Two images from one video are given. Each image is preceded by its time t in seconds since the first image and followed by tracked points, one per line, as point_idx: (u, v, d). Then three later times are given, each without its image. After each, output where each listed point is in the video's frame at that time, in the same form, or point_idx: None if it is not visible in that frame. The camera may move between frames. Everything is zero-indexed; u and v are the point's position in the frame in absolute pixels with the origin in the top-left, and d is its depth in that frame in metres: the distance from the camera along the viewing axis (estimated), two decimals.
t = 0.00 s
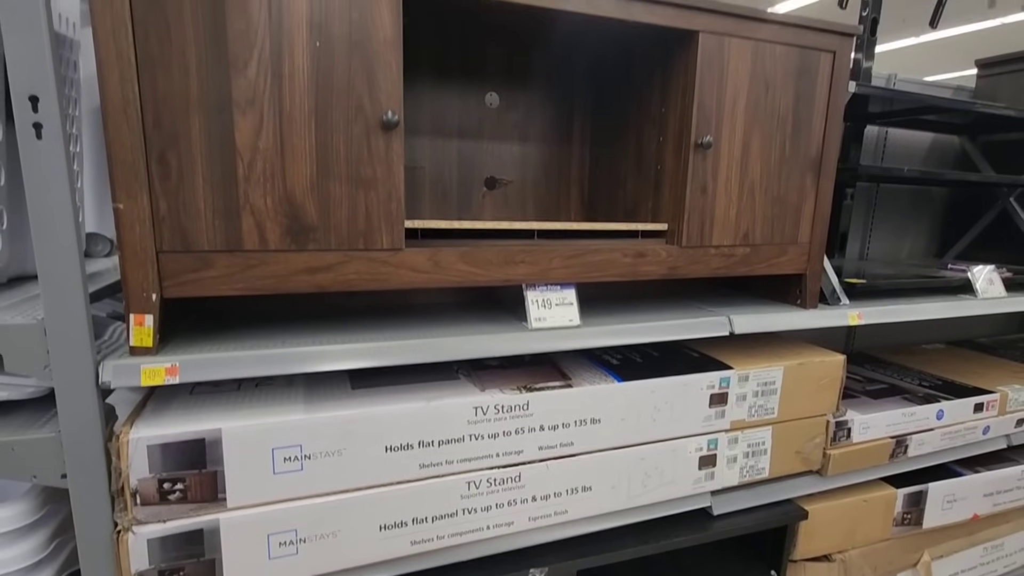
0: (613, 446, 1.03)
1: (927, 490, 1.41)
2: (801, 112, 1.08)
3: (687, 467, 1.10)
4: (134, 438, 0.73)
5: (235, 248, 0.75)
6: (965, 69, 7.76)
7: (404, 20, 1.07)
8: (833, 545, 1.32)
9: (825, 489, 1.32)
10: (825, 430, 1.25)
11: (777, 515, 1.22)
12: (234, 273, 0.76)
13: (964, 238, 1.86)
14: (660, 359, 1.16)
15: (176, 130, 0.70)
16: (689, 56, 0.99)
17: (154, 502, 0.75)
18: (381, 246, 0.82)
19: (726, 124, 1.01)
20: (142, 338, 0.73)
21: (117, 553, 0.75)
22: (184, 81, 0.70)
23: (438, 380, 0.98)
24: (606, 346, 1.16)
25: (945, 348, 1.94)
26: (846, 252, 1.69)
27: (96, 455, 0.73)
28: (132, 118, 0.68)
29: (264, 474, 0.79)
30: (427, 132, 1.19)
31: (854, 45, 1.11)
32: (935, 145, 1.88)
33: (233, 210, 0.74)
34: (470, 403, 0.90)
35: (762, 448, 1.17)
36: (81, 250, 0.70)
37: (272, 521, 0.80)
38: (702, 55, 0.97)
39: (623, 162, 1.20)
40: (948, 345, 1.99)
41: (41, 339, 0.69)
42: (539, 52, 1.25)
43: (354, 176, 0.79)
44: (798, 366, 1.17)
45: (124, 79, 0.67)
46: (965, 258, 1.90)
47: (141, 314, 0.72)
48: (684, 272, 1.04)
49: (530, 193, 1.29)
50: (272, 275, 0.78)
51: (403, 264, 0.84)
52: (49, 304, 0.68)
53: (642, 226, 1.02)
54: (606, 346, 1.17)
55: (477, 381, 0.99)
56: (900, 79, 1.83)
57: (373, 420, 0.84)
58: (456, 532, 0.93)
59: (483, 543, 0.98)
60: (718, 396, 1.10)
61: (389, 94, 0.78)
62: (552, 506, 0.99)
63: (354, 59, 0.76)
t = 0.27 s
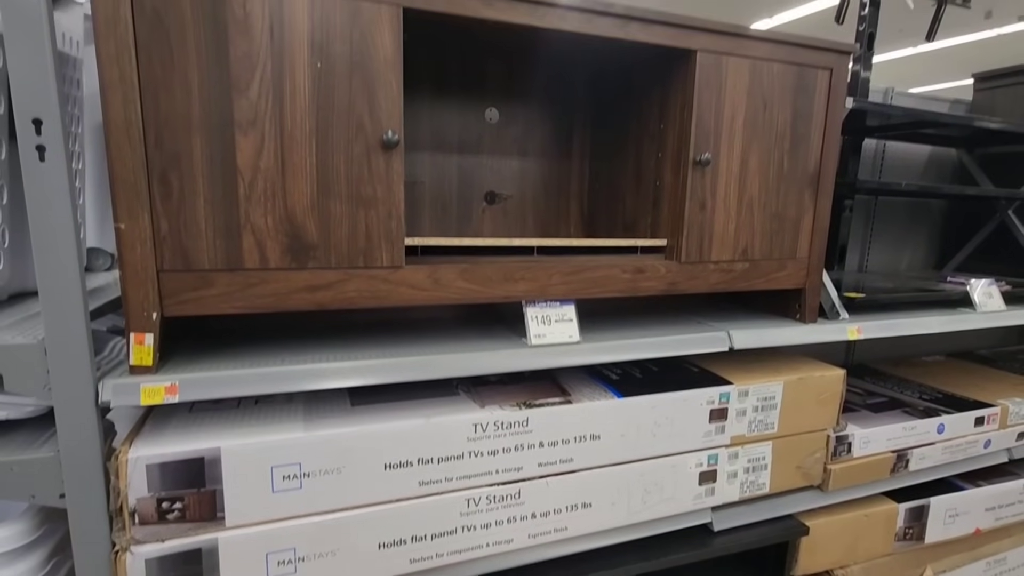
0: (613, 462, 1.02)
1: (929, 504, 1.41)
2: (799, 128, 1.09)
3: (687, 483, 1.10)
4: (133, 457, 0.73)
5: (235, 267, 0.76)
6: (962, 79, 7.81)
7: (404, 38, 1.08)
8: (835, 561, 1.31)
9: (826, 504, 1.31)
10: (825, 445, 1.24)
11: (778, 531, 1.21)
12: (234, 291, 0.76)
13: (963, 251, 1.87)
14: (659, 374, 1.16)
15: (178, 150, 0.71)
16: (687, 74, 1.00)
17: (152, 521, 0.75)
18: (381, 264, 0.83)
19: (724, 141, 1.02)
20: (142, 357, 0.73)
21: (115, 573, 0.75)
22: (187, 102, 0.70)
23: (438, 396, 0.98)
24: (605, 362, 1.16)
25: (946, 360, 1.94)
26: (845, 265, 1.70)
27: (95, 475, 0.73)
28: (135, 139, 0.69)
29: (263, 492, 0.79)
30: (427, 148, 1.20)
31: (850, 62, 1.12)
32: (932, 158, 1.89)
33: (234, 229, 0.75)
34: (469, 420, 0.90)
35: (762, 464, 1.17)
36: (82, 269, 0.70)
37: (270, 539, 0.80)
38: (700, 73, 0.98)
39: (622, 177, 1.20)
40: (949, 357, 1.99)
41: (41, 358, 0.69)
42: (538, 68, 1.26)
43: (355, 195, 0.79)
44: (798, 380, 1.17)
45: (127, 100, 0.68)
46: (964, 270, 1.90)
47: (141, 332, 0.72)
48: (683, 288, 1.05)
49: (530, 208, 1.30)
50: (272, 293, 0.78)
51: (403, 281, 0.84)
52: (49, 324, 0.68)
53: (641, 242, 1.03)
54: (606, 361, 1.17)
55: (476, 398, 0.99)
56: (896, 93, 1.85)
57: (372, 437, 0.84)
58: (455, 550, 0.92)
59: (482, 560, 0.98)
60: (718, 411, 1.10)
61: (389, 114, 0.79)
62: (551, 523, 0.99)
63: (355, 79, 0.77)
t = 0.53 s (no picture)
0: (613, 479, 1.02)
1: (931, 519, 1.40)
2: (797, 145, 1.10)
3: (687, 499, 1.09)
4: (131, 477, 0.73)
5: (235, 286, 0.76)
6: (959, 89, 7.85)
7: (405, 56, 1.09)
8: None
9: (828, 519, 1.31)
10: (826, 460, 1.24)
11: (780, 547, 1.20)
12: (234, 310, 0.76)
13: (962, 263, 1.87)
14: (659, 390, 1.16)
15: (179, 171, 0.71)
16: (685, 91, 1.00)
17: (150, 541, 0.75)
18: (381, 282, 0.83)
19: (723, 157, 1.02)
20: (141, 376, 0.73)
21: None
22: (188, 123, 0.71)
23: (438, 413, 0.97)
24: (605, 377, 1.16)
25: (947, 372, 1.94)
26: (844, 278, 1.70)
27: (93, 495, 0.73)
28: (137, 160, 0.69)
29: (261, 511, 0.78)
30: (427, 163, 1.20)
31: (848, 79, 1.13)
32: (931, 171, 1.90)
33: (234, 248, 0.75)
34: (469, 437, 0.90)
35: (763, 479, 1.16)
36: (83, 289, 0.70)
37: (269, 559, 0.79)
38: (699, 91, 0.99)
39: (622, 192, 1.21)
40: (949, 369, 1.99)
41: (41, 378, 0.69)
42: (538, 84, 1.26)
43: (355, 214, 0.80)
44: (799, 396, 1.17)
45: (129, 122, 0.68)
46: (964, 283, 1.90)
47: (141, 352, 0.72)
48: (682, 304, 1.05)
49: (530, 222, 1.30)
50: (273, 311, 0.78)
51: (403, 299, 0.84)
52: (49, 344, 0.68)
53: (641, 258, 1.03)
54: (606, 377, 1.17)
55: (476, 415, 0.99)
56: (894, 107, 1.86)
57: (371, 455, 0.84)
58: (454, 568, 0.92)
59: None
60: (718, 427, 1.10)
61: (390, 133, 0.79)
62: (552, 540, 0.98)
63: (356, 100, 0.77)
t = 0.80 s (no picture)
0: (613, 493, 1.01)
1: (934, 533, 1.39)
2: (796, 158, 1.10)
3: (688, 513, 1.09)
4: (128, 493, 0.72)
5: (234, 300, 0.76)
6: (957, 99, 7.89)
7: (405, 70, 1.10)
8: None
9: (829, 533, 1.30)
10: (827, 473, 1.23)
11: (781, 562, 1.20)
12: (233, 325, 0.76)
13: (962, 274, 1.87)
14: (660, 402, 1.15)
15: (180, 186, 0.71)
16: (684, 106, 1.01)
17: (146, 558, 0.74)
18: (380, 296, 0.83)
19: (722, 171, 1.03)
20: (139, 391, 0.73)
21: None
22: (189, 139, 0.71)
23: (437, 427, 0.97)
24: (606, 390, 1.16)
25: (947, 383, 1.93)
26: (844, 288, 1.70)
27: (89, 511, 0.72)
28: (137, 176, 0.69)
29: (259, 527, 0.78)
30: (427, 176, 1.21)
31: (846, 93, 1.13)
32: (930, 182, 1.90)
33: (234, 263, 0.75)
34: (468, 452, 0.90)
35: (763, 493, 1.16)
36: (81, 304, 0.70)
37: None
38: (698, 105, 0.99)
39: (621, 205, 1.21)
40: (950, 380, 1.98)
41: (38, 394, 0.69)
42: (538, 97, 1.27)
43: (355, 229, 0.80)
44: (799, 409, 1.16)
45: (130, 138, 0.68)
46: (964, 294, 1.90)
47: (139, 367, 0.72)
48: (682, 317, 1.05)
49: (529, 234, 1.30)
50: (272, 325, 0.78)
51: (403, 313, 0.84)
52: (47, 359, 0.68)
53: (641, 271, 1.03)
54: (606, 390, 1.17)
55: (476, 428, 0.98)
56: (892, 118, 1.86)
57: (370, 470, 0.83)
58: None
59: None
60: (718, 441, 1.09)
61: (390, 149, 0.80)
62: (551, 555, 0.97)
63: (356, 115, 0.77)
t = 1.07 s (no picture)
0: (614, 502, 1.01)
1: (936, 541, 1.38)
2: (796, 166, 1.10)
3: (689, 523, 1.08)
4: (125, 504, 0.72)
5: (233, 309, 0.75)
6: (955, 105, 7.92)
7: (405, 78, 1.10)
8: None
9: (830, 541, 1.29)
10: (829, 482, 1.23)
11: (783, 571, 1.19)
12: (232, 334, 0.76)
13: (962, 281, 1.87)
14: (660, 411, 1.15)
15: (179, 195, 0.71)
16: (684, 114, 1.01)
17: (142, 570, 0.73)
18: (379, 304, 0.82)
19: (722, 179, 1.03)
20: (137, 401, 0.73)
21: None
22: (189, 148, 0.71)
23: (436, 436, 0.97)
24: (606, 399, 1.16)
25: (948, 390, 1.93)
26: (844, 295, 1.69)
27: (85, 523, 0.71)
28: (136, 185, 0.69)
29: (257, 538, 0.77)
30: (427, 183, 1.20)
31: (845, 101, 1.14)
32: (929, 189, 1.90)
33: (233, 272, 0.75)
34: (468, 461, 0.89)
35: (764, 502, 1.15)
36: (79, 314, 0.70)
37: None
38: (697, 113, 0.99)
39: (621, 213, 1.21)
40: (951, 387, 1.98)
41: (35, 404, 0.69)
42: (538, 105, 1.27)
43: (354, 238, 0.80)
44: (800, 417, 1.16)
45: (129, 147, 0.68)
46: (964, 300, 1.90)
47: (136, 377, 0.72)
48: (682, 324, 1.04)
49: (529, 241, 1.30)
50: (270, 334, 0.78)
51: (402, 322, 0.84)
52: (44, 369, 0.68)
53: (641, 279, 1.03)
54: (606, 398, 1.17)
55: (475, 437, 0.98)
56: (891, 125, 1.87)
57: (368, 480, 0.83)
58: None
59: None
60: (719, 449, 1.09)
61: (389, 158, 0.80)
62: (551, 565, 0.97)
63: (356, 124, 0.77)
